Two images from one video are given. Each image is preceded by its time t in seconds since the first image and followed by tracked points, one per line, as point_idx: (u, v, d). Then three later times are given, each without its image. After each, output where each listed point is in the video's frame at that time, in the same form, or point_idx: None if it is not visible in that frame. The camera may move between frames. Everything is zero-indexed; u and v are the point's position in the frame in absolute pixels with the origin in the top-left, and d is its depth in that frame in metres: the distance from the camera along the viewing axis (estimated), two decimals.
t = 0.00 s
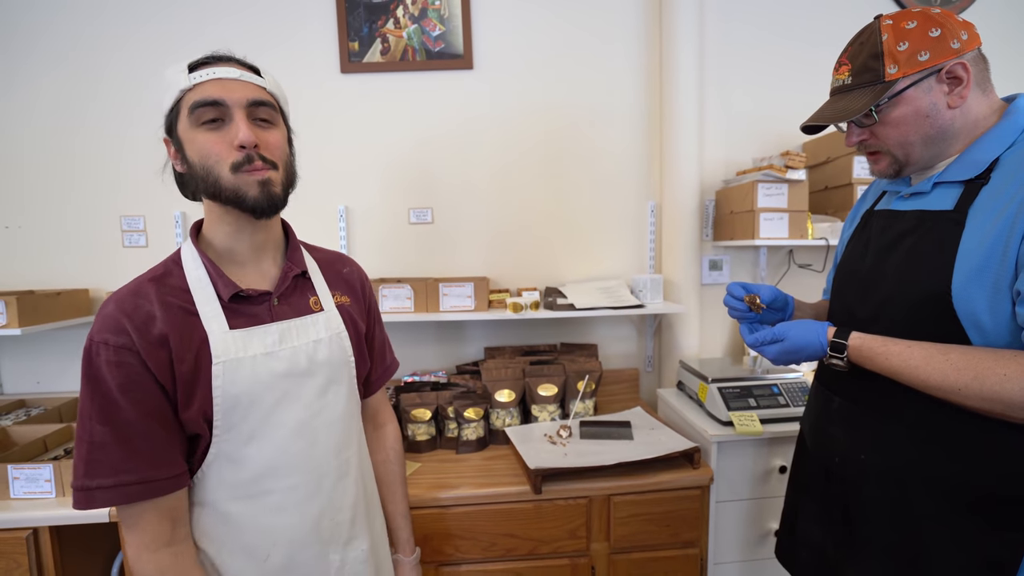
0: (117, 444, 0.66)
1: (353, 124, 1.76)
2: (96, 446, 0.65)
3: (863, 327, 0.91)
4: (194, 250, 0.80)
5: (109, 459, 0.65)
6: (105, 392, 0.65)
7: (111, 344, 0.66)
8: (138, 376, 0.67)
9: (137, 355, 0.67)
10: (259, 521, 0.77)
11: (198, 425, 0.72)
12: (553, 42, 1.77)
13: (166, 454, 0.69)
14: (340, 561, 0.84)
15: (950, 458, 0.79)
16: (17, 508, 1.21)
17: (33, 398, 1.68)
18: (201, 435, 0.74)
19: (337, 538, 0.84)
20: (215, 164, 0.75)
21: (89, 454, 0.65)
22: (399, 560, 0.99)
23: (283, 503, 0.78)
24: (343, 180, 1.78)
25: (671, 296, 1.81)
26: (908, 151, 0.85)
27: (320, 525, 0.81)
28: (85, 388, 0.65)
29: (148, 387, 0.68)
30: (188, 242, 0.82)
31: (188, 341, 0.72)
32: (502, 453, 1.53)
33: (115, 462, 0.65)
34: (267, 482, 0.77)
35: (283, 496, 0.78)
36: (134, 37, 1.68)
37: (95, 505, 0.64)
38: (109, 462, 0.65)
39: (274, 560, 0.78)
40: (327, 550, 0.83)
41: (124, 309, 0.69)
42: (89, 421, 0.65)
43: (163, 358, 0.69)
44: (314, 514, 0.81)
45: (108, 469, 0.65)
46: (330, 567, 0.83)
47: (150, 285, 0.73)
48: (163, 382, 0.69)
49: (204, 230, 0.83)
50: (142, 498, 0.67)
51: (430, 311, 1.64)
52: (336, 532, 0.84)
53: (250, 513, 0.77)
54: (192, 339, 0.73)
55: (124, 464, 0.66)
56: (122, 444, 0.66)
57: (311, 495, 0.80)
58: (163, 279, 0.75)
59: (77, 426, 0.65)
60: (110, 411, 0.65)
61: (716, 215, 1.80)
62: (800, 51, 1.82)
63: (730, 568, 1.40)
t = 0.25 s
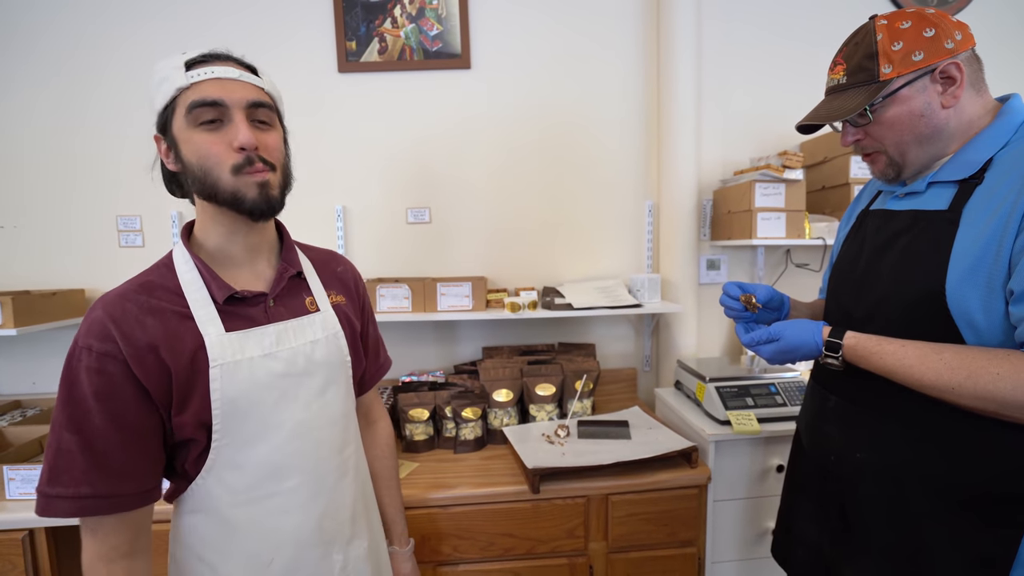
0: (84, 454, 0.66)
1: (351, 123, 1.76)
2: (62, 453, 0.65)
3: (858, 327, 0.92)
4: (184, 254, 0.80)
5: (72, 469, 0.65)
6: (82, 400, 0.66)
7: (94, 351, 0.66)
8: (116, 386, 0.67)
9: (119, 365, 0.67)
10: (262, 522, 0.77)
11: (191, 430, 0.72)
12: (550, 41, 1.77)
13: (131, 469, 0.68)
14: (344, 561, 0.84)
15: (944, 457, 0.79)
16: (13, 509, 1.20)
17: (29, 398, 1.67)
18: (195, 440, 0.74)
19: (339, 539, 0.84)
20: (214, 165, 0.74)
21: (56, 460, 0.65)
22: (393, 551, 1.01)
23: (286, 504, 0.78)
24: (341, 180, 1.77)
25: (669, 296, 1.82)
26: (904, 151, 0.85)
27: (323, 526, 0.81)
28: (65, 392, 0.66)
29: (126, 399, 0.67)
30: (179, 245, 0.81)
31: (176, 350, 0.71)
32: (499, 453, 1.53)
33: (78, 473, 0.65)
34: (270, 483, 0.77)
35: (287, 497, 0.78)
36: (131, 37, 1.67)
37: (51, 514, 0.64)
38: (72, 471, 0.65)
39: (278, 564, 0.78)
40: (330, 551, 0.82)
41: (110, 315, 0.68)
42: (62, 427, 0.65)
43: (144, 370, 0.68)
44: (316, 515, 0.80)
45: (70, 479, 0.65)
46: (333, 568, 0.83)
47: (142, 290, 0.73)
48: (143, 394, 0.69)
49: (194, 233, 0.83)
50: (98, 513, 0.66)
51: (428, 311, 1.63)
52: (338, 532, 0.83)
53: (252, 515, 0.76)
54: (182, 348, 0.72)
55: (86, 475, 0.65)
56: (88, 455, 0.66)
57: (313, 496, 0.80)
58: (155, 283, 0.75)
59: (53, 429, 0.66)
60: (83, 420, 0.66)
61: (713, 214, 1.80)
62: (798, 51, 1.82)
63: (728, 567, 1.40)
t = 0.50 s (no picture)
0: (83, 464, 0.65)
1: (351, 123, 1.76)
2: (63, 463, 0.65)
3: (856, 327, 0.92)
4: (179, 250, 0.78)
5: (71, 478, 0.65)
6: (77, 409, 0.65)
7: (88, 359, 0.65)
8: (112, 394, 0.66)
9: (114, 372, 0.66)
10: (266, 524, 0.77)
11: (194, 434, 0.72)
12: (549, 41, 1.77)
13: (131, 476, 0.68)
14: (348, 556, 0.86)
15: (941, 457, 0.79)
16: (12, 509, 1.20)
17: (28, 398, 1.67)
18: (195, 445, 0.73)
19: (341, 535, 0.85)
20: (273, 183, 0.76)
21: (58, 469, 0.65)
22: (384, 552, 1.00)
23: (290, 505, 0.78)
24: (340, 180, 1.78)
25: (668, 295, 1.82)
26: (900, 150, 0.85)
27: (327, 523, 0.82)
28: (61, 401, 0.65)
29: (122, 407, 0.67)
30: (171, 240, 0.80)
31: (176, 354, 0.70)
32: (498, 452, 1.53)
33: (76, 482, 0.65)
34: (272, 484, 0.77)
35: (289, 498, 0.78)
36: (129, 37, 1.67)
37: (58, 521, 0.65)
38: (73, 480, 0.65)
39: (285, 563, 0.79)
40: (333, 549, 0.83)
41: (102, 321, 0.67)
42: (61, 435, 0.65)
43: (139, 377, 0.67)
44: (319, 514, 0.81)
45: (72, 489, 0.65)
46: (337, 566, 0.84)
47: (137, 292, 0.71)
48: (139, 400, 0.68)
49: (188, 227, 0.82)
50: (101, 520, 0.67)
51: (427, 311, 1.64)
52: (341, 528, 0.85)
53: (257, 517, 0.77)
54: (182, 352, 0.71)
55: (86, 485, 0.65)
56: (88, 464, 0.65)
57: (315, 495, 0.81)
58: (148, 285, 0.73)
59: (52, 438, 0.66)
60: (78, 429, 0.65)
61: (712, 214, 1.81)
62: (797, 51, 1.82)
63: (726, 566, 1.41)
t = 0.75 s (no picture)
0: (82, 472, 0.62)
1: (348, 123, 1.75)
2: (58, 472, 0.61)
3: (850, 326, 0.92)
4: (173, 245, 0.77)
5: (71, 488, 0.61)
6: (76, 413, 0.61)
7: (92, 359, 0.62)
8: (118, 396, 0.63)
9: (119, 374, 0.64)
10: (265, 525, 0.77)
11: (200, 438, 0.71)
12: (547, 41, 1.77)
13: (133, 484, 0.65)
14: (345, 549, 0.88)
15: (936, 456, 0.79)
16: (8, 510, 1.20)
17: (24, 399, 1.67)
18: (200, 449, 0.72)
19: (339, 532, 0.86)
20: (304, 192, 0.81)
21: (51, 479, 0.61)
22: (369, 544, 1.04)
23: (290, 503, 0.79)
24: (337, 180, 1.77)
25: (665, 295, 1.82)
26: (892, 149, 0.85)
27: (325, 519, 0.83)
28: (55, 407, 0.61)
29: (126, 410, 0.64)
30: (165, 235, 0.78)
31: (183, 355, 0.69)
32: (496, 452, 1.53)
33: (76, 492, 0.61)
34: (273, 484, 0.77)
35: (288, 498, 0.79)
36: (126, 37, 1.67)
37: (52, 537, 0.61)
38: (70, 490, 0.61)
39: (287, 562, 0.79)
40: (333, 544, 0.85)
41: (104, 320, 0.64)
42: (57, 442, 0.61)
43: (145, 378, 0.65)
44: (317, 512, 0.82)
45: (69, 499, 0.61)
46: (336, 560, 0.85)
47: (136, 291, 0.69)
48: (145, 403, 0.66)
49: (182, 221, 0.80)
50: (100, 531, 0.63)
51: (425, 311, 1.64)
52: (338, 524, 0.86)
53: (256, 518, 0.76)
54: (189, 353, 0.70)
55: (85, 494, 0.62)
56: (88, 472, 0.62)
57: (313, 494, 0.81)
58: (146, 285, 0.70)
59: (42, 448, 0.61)
60: (78, 435, 0.61)
61: (710, 214, 1.81)
62: (794, 51, 1.83)
63: (724, 566, 1.41)
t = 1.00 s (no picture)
0: (86, 473, 0.60)
1: (345, 123, 1.75)
2: (59, 476, 0.59)
3: (844, 327, 0.92)
4: (167, 244, 0.76)
5: (75, 490, 0.59)
6: (77, 414, 0.60)
7: (92, 358, 0.61)
8: (121, 395, 0.62)
9: (121, 372, 0.62)
10: (260, 525, 0.77)
11: (200, 439, 0.71)
12: (544, 42, 1.77)
13: (137, 484, 0.64)
14: (338, 550, 0.88)
15: (927, 455, 0.80)
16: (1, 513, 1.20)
17: (18, 401, 1.66)
18: (199, 450, 0.72)
19: (333, 531, 0.86)
20: (301, 192, 0.82)
21: (51, 483, 0.59)
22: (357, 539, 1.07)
23: (287, 503, 0.79)
24: (333, 180, 1.77)
25: (662, 295, 1.82)
26: (885, 150, 0.86)
27: (320, 519, 0.83)
28: (52, 408, 0.59)
29: (128, 408, 0.62)
30: (159, 233, 0.78)
31: (184, 354, 0.69)
32: (493, 453, 1.53)
33: (81, 494, 0.60)
34: (268, 484, 0.77)
35: (283, 498, 0.78)
36: (121, 37, 1.66)
37: (58, 543, 0.59)
38: (74, 493, 0.59)
39: (283, 562, 0.79)
40: (327, 543, 0.85)
41: (102, 319, 0.63)
42: (57, 444, 0.59)
43: (147, 376, 0.64)
44: (312, 512, 0.82)
45: (72, 503, 0.59)
46: (331, 559, 0.85)
47: (132, 290, 0.68)
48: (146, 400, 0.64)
49: (177, 218, 0.79)
50: (107, 534, 0.61)
51: (421, 311, 1.63)
52: (332, 524, 0.86)
53: (252, 518, 0.76)
54: (189, 352, 0.69)
55: (90, 496, 0.60)
56: (91, 473, 0.60)
57: (308, 494, 0.81)
58: (142, 284, 0.69)
59: (38, 452, 0.59)
60: (81, 436, 0.60)
61: (706, 214, 1.81)
62: (790, 51, 1.83)
63: (719, 565, 1.41)
